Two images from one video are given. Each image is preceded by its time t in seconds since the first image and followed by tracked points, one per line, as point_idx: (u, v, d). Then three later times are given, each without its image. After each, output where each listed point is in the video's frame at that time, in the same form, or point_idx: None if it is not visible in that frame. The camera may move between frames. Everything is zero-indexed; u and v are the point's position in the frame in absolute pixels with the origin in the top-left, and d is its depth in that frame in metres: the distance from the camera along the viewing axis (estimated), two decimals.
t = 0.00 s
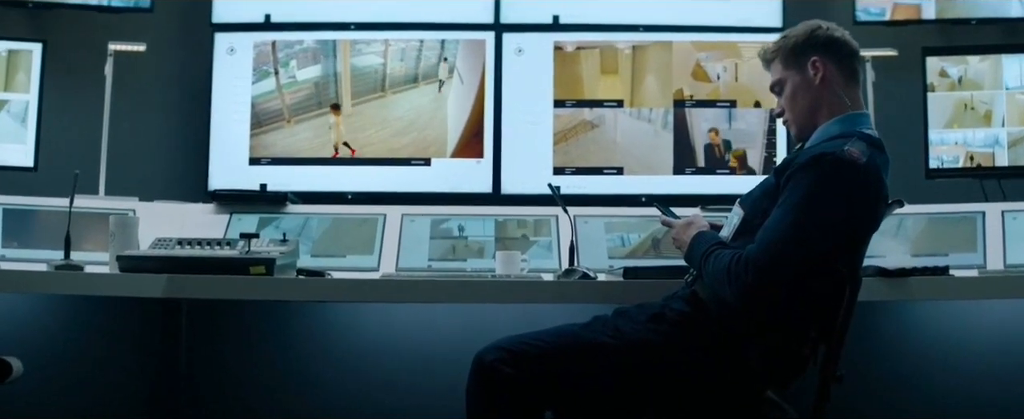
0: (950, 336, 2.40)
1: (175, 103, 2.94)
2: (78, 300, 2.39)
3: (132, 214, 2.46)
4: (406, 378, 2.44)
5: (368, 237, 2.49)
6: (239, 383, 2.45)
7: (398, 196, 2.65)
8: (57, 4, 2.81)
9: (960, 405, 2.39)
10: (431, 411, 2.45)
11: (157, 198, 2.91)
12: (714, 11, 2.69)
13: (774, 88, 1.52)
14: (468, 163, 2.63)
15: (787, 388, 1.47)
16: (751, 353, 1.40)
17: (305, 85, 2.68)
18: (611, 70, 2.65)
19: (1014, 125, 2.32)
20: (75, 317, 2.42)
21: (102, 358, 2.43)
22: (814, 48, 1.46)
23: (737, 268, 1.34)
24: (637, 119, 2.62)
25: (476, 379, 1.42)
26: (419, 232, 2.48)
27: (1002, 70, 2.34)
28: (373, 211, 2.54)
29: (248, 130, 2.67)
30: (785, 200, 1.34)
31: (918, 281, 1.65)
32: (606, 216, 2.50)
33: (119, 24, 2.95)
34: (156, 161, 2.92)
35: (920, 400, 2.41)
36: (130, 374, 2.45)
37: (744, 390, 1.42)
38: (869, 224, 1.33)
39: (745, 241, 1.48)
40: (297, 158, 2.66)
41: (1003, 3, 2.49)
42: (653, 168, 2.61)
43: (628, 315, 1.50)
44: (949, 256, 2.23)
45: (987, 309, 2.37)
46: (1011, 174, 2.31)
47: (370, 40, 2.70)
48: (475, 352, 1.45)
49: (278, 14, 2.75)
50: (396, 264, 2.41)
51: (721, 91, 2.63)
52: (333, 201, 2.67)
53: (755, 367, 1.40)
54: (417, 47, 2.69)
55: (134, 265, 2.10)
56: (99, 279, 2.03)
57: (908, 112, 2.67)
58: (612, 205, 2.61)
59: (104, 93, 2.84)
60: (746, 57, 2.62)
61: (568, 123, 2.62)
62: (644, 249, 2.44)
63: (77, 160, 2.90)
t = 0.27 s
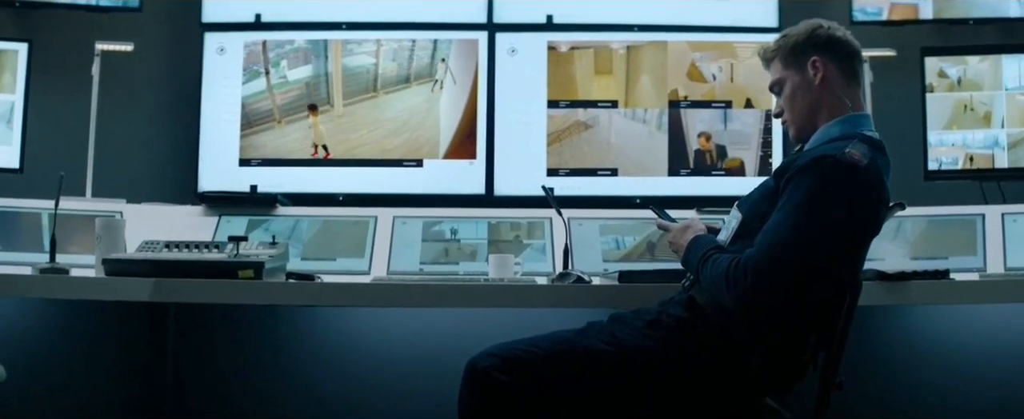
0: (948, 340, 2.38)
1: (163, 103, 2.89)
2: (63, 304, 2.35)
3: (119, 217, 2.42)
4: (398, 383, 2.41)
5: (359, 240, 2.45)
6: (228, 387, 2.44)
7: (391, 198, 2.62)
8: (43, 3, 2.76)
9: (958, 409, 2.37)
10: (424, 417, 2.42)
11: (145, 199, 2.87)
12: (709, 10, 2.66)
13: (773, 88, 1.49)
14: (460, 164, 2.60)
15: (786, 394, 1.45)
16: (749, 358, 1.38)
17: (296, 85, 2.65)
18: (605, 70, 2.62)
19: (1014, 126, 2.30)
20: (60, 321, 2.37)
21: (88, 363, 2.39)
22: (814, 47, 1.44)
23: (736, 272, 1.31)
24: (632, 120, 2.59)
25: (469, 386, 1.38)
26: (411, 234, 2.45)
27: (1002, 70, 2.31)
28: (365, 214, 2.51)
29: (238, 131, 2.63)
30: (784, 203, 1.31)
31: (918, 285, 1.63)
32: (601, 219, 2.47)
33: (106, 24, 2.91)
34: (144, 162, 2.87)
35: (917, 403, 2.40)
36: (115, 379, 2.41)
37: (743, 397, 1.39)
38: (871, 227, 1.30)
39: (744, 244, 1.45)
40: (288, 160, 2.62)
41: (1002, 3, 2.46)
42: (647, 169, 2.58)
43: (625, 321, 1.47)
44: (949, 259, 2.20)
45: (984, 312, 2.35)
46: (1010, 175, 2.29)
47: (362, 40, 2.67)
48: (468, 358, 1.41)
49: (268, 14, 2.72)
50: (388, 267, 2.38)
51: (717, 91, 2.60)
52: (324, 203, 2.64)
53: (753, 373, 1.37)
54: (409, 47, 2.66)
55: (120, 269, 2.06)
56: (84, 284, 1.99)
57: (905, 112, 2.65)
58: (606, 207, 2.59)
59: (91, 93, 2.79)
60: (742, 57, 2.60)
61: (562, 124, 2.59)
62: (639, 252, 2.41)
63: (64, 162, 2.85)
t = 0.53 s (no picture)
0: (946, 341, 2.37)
1: (153, 103, 2.85)
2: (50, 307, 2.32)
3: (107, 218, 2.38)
4: (391, 388, 2.39)
5: (352, 242, 2.42)
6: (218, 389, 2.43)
7: (383, 199, 2.59)
8: (30, 2, 2.72)
9: (956, 412, 2.36)
10: None
11: (134, 200, 2.83)
12: (706, 10, 2.63)
13: (773, 88, 1.47)
14: (454, 165, 2.57)
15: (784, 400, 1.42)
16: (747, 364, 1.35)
17: (288, 85, 2.61)
18: (600, 70, 2.59)
19: (1013, 127, 2.28)
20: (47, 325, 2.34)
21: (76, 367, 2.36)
22: (814, 47, 1.41)
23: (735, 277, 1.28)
24: (627, 121, 2.56)
25: (463, 393, 1.36)
26: (404, 236, 2.42)
27: (1002, 70, 2.30)
28: (357, 215, 2.47)
29: (228, 132, 2.60)
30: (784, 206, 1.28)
31: (918, 289, 1.61)
32: (596, 221, 2.44)
33: (95, 23, 2.87)
34: (133, 163, 2.84)
35: (915, 406, 2.38)
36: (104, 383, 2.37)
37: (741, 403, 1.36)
38: (872, 230, 1.28)
39: (744, 248, 1.41)
40: (279, 160, 2.59)
41: (1001, 3, 2.44)
42: (642, 170, 2.55)
43: (622, 326, 1.44)
44: (949, 262, 2.18)
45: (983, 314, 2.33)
46: (1009, 177, 2.27)
47: (354, 40, 2.64)
48: (462, 364, 1.38)
49: (260, 13, 2.68)
50: (380, 270, 2.35)
51: (713, 92, 2.57)
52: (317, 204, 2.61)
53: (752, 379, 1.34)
54: (402, 47, 2.63)
55: (108, 271, 2.02)
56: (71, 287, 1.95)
57: (902, 113, 2.63)
58: (601, 209, 2.56)
59: (80, 93, 2.76)
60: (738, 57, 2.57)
61: (556, 124, 2.56)
62: (635, 255, 2.37)
63: (52, 163, 2.81)
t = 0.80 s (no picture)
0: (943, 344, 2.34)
1: (139, 103, 2.81)
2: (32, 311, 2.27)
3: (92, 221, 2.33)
4: (382, 391, 2.37)
5: (341, 244, 2.38)
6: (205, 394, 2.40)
7: (374, 201, 2.55)
8: None
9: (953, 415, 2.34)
10: None
11: (120, 202, 2.79)
12: (701, 9, 2.60)
13: (773, 89, 1.44)
14: (445, 166, 2.53)
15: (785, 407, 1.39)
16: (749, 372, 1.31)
17: (278, 85, 2.57)
18: (594, 70, 2.56)
19: (1013, 128, 2.27)
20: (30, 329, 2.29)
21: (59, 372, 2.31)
22: (816, 47, 1.38)
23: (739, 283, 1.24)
24: (620, 121, 2.53)
25: (458, 402, 1.32)
26: (395, 239, 2.38)
27: (1001, 71, 2.28)
28: (346, 218, 2.43)
29: (216, 132, 2.55)
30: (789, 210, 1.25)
31: (918, 294, 1.58)
32: (590, 223, 2.40)
33: (80, 21, 2.82)
34: (119, 163, 2.79)
35: (912, 410, 2.36)
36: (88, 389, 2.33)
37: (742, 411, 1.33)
38: (878, 235, 1.25)
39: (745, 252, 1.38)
40: (268, 161, 2.55)
41: (998, 3, 2.42)
42: (636, 171, 2.52)
43: (620, 332, 1.40)
44: (949, 266, 2.15)
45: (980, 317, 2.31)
46: (1008, 178, 2.25)
47: (345, 39, 2.60)
48: (457, 372, 1.35)
49: (249, 12, 2.64)
50: (371, 273, 2.31)
51: (707, 92, 2.54)
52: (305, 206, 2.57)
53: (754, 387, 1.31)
54: (393, 46, 2.59)
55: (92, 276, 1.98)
56: (53, 290, 1.90)
57: (898, 114, 2.60)
58: (595, 211, 2.52)
59: (65, 93, 2.70)
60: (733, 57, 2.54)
61: (549, 125, 2.53)
62: (630, 258, 2.33)
63: (36, 163, 2.76)
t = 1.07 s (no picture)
0: (941, 347, 2.32)
1: (127, 102, 2.76)
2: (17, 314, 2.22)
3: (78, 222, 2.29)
4: (374, 394, 2.35)
5: (333, 246, 2.34)
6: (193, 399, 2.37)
7: (366, 201, 2.51)
8: None
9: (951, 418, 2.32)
10: None
11: (107, 203, 2.74)
12: (698, 8, 2.57)
13: (774, 89, 1.41)
14: (439, 166, 2.50)
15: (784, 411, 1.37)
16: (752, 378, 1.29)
17: (269, 84, 2.54)
18: (589, 70, 2.53)
19: (1014, 129, 2.25)
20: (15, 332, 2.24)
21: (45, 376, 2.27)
22: (820, 47, 1.35)
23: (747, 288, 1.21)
24: (616, 121, 2.50)
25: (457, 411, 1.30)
26: (387, 240, 2.35)
27: (1002, 70, 2.26)
28: (338, 219, 2.40)
29: (207, 132, 2.51)
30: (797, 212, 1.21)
31: (920, 297, 1.56)
32: (585, 224, 2.38)
33: (69, 20, 2.78)
34: (107, 164, 2.74)
35: (911, 413, 2.33)
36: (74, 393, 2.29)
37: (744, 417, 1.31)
38: (885, 238, 1.22)
39: (748, 255, 1.34)
40: (259, 162, 2.51)
41: (997, 3, 2.40)
42: (631, 172, 2.49)
43: (621, 338, 1.37)
44: (950, 268, 2.13)
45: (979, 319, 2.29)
46: (1009, 179, 2.23)
47: (337, 38, 2.57)
48: (455, 379, 1.32)
49: (240, 10, 2.60)
50: (362, 275, 2.27)
51: (703, 92, 2.52)
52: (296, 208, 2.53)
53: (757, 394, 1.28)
54: (386, 45, 2.56)
55: (77, 278, 1.94)
56: (38, 293, 1.87)
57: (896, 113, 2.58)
58: (590, 212, 2.49)
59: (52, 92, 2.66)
60: (730, 56, 2.51)
61: (544, 125, 2.49)
62: (625, 261, 2.31)
63: (22, 164, 2.72)
